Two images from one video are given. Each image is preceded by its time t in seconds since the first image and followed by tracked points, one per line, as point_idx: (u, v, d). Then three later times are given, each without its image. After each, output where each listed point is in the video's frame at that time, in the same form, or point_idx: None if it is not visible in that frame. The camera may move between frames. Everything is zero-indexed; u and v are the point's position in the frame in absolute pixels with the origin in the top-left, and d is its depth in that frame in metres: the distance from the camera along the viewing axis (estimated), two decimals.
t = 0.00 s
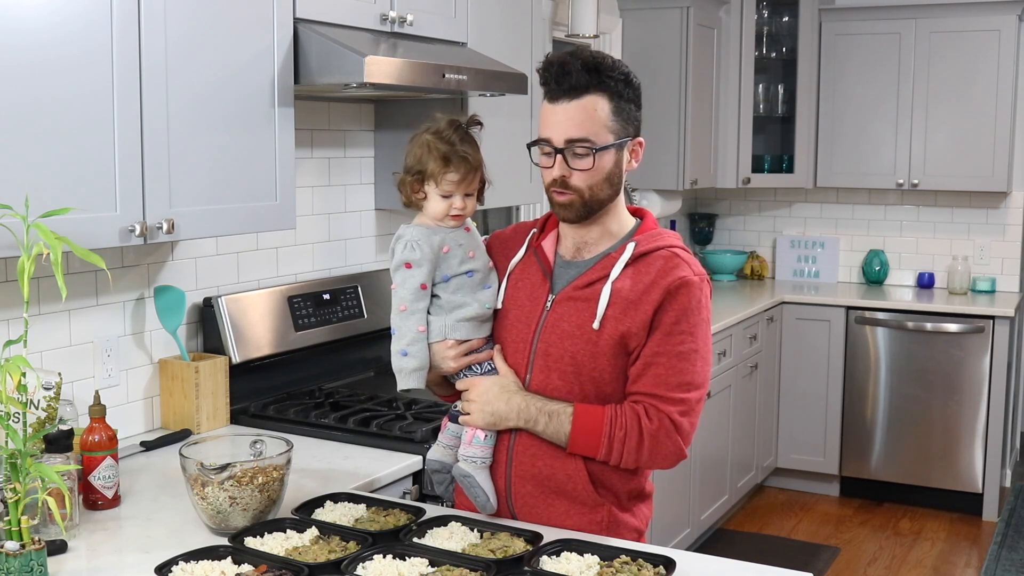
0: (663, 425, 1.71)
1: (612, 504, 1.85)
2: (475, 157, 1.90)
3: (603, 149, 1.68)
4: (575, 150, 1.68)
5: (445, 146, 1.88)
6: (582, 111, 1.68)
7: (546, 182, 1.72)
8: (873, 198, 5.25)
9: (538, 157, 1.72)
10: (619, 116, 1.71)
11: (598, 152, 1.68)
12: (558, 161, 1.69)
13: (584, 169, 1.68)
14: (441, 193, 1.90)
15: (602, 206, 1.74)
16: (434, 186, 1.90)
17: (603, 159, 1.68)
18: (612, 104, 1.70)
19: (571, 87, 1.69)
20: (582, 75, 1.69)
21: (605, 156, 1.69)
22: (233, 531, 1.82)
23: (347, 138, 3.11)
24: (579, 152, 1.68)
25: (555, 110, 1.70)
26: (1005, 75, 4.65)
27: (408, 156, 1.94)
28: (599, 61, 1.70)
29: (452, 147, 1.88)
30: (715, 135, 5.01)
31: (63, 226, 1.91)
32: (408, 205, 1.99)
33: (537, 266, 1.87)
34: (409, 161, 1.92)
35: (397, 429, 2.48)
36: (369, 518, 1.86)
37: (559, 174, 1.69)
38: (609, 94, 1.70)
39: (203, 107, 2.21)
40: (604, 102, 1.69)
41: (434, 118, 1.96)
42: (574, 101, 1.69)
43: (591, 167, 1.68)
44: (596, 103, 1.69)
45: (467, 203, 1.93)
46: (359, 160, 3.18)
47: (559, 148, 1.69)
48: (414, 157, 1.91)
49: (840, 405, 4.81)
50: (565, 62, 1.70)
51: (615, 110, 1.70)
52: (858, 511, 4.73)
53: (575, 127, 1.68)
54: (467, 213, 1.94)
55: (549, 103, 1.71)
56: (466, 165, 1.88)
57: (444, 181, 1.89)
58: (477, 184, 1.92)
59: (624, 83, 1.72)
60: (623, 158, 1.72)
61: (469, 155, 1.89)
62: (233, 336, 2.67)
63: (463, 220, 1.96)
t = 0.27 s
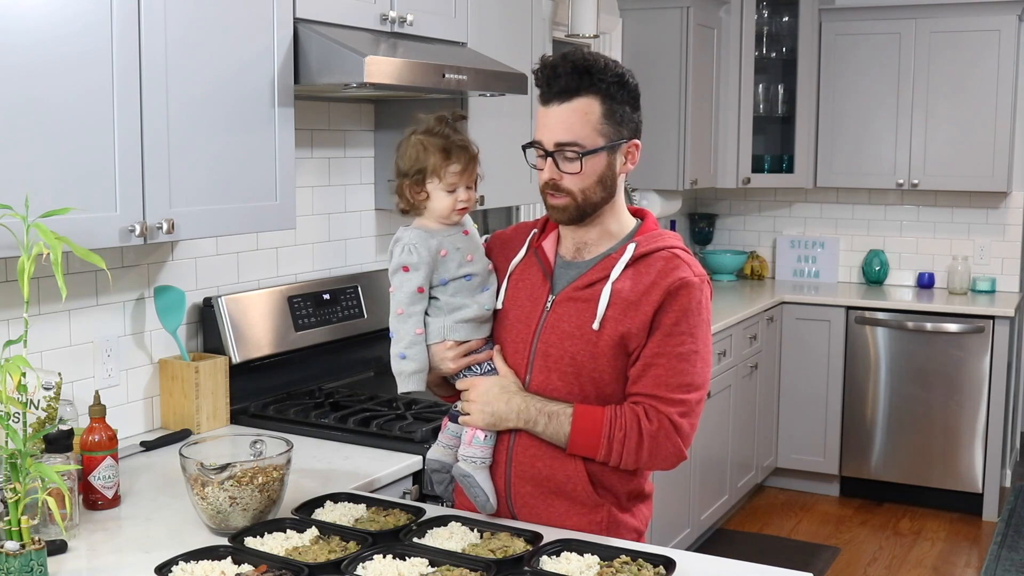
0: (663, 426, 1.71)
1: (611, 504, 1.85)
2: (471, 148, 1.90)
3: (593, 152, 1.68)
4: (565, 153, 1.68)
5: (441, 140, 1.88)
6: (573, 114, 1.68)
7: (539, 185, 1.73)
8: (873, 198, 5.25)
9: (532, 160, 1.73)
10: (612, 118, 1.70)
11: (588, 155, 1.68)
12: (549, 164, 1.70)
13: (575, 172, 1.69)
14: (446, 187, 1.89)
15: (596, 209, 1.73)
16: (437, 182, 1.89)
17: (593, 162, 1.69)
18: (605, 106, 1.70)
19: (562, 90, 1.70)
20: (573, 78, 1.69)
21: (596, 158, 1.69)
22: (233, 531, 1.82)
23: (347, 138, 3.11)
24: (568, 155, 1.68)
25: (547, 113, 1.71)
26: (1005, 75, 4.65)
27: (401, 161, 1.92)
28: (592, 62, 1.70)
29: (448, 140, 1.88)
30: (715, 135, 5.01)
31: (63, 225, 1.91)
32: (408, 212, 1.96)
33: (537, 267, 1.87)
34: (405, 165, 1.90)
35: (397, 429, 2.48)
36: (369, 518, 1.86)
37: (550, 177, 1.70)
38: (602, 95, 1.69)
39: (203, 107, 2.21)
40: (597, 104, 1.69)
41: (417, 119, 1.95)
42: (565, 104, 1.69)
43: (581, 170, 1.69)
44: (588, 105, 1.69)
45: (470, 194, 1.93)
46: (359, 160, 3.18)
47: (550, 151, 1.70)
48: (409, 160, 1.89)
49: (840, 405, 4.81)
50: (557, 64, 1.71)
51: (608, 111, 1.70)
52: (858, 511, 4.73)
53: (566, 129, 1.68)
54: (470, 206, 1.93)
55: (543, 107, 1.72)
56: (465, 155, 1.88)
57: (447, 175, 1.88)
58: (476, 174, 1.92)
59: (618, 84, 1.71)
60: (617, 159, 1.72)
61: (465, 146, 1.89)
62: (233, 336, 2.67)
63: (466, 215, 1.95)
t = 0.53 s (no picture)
0: (664, 427, 1.71)
1: (612, 504, 1.86)
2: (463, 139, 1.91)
3: (595, 153, 1.68)
4: (567, 155, 1.68)
5: (436, 135, 1.86)
6: (574, 116, 1.68)
7: (542, 189, 1.73)
8: (873, 198, 5.25)
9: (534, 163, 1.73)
10: (612, 119, 1.70)
11: (591, 156, 1.68)
12: (551, 167, 1.70)
13: (577, 174, 1.69)
14: (453, 179, 1.87)
15: (599, 210, 1.74)
16: (445, 176, 1.86)
17: (595, 163, 1.69)
18: (605, 107, 1.70)
19: (562, 92, 1.70)
20: (572, 79, 1.69)
21: (598, 159, 1.69)
22: (233, 531, 1.82)
23: (347, 138, 3.11)
24: (570, 158, 1.68)
25: (548, 116, 1.71)
26: (1005, 75, 4.65)
27: (394, 169, 1.87)
28: (590, 63, 1.69)
29: (443, 135, 1.87)
30: (715, 134, 5.01)
31: (63, 226, 1.91)
32: (410, 218, 1.91)
33: (539, 267, 1.87)
34: (403, 170, 1.85)
35: (397, 429, 2.48)
36: (369, 518, 1.86)
37: (552, 180, 1.70)
38: (601, 96, 1.69)
39: (203, 107, 2.21)
40: (597, 105, 1.69)
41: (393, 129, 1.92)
42: (565, 106, 1.69)
43: (583, 172, 1.69)
44: (588, 106, 1.69)
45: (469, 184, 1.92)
46: (359, 160, 3.18)
47: (551, 154, 1.69)
48: (408, 164, 1.85)
49: (840, 405, 4.81)
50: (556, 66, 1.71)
51: (608, 112, 1.70)
52: (858, 511, 4.73)
53: (567, 131, 1.68)
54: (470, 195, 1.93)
55: (542, 110, 1.72)
56: (463, 145, 1.88)
57: (452, 167, 1.86)
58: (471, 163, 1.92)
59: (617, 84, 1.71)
60: (618, 160, 1.72)
61: (459, 138, 1.89)
62: (233, 336, 2.67)
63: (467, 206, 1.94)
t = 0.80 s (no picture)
0: (663, 425, 1.71)
1: (612, 504, 1.85)
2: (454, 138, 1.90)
3: (600, 151, 1.68)
4: (572, 154, 1.68)
5: (429, 136, 1.85)
6: (579, 114, 1.68)
7: (546, 187, 1.72)
8: (873, 198, 5.25)
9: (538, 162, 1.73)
10: (616, 117, 1.71)
11: (595, 154, 1.68)
12: (556, 165, 1.69)
13: (582, 173, 1.69)
14: (447, 179, 1.87)
15: (603, 209, 1.73)
16: (438, 176, 1.86)
17: (600, 162, 1.68)
18: (609, 105, 1.70)
19: (566, 90, 1.69)
20: (577, 77, 1.69)
21: (602, 157, 1.69)
22: (233, 531, 1.82)
23: (347, 138, 3.11)
24: (575, 156, 1.68)
25: (552, 114, 1.70)
26: (1005, 74, 4.65)
27: (386, 171, 1.85)
28: (594, 61, 1.70)
29: (435, 135, 1.86)
30: (715, 135, 5.01)
31: (63, 225, 1.91)
32: (403, 219, 1.90)
33: (539, 266, 1.87)
34: (396, 172, 1.84)
35: (397, 429, 2.48)
36: (369, 518, 1.86)
37: (557, 178, 1.69)
38: (606, 95, 1.70)
39: (203, 107, 2.21)
40: (601, 104, 1.69)
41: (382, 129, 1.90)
42: (570, 104, 1.69)
43: (588, 170, 1.68)
44: (592, 105, 1.69)
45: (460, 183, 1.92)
46: (359, 160, 3.18)
47: (556, 152, 1.69)
48: (401, 165, 1.84)
49: (840, 405, 4.81)
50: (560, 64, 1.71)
51: (613, 110, 1.70)
52: (858, 511, 4.73)
53: (572, 130, 1.68)
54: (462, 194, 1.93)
55: (546, 108, 1.72)
56: (455, 145, 1.87)
57: (446, 168, 1.86)
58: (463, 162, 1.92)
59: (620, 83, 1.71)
60: (622, 159, 1.72)
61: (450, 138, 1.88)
62: (233, 336, 2.67)
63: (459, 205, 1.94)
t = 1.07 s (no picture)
0: (661, 426, 1.71)
1: (611, 504, 1.86)
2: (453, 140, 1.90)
3: (583, 147, 1.70)
4: (556, 148, 1.70)
5: (428, 138, 1.86)
6: (565, 110, 1.71)
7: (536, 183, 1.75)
8: (873, 198, 5.25)
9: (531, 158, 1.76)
10: (606, 114, 1.71)
11: (579, 149, 1.69)
12: (541, 160, 1.72)
13: (565, 168, 1.70)
14: (446, 181, 1.87)
15: (591, 207, 1.74)
16: (437, 178, 1.86)
17: (583, 158, 1.70)
18: (599, 102, 1.71)
19: (557, 86, 1.72)
20: (566, 74, 1.72)
21: (586, 154, 1.70)
22: (233, 531, 1.82)
23: (347, 138, 3.11)
24: (559, 151, 1.70)
25: (544, 111, 1.74)
26: (1005, 74, 4.65)
27: (385, 172, 1.85)
28: (587, 59, 1.72)
29: (434, 137, 1.86)
30: (716, 135, 5.01)
31: (63, 226, 1.91)
32: (402, 221, 1.90)
33: (538, 267, 1.87)
34: (395, 173, 1.84)
35: (397, 429, 2.48)
36: (369, 518, 1.86)
37: (543, 172, 1.72)
38: (597, 92, 1.71)
39: (203, 107, 2.21)
40: (589, 101, 1.71)
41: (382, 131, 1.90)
42: (559, 101, 1.72)
43: (571, 165, 1.70)
44: (580, 101, 1.71)
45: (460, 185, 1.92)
46: (359, 160, 3.18)
47: (542, 147, 1.72)
48: (401, 166, 1.84)
49: (840, 405, 4.81)
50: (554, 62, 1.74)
51: (602, 108, 1.71)
52: (858, 511, 4.73)
53: (558, 125, 1.71)
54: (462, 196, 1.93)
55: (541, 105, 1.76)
56: (454, 147, 1.88)
57: (445, 169, 1.86)
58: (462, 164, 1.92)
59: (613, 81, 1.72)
60: (611, 157, 1.72)
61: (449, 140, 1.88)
62: (233, 336, 2.67)
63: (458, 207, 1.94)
